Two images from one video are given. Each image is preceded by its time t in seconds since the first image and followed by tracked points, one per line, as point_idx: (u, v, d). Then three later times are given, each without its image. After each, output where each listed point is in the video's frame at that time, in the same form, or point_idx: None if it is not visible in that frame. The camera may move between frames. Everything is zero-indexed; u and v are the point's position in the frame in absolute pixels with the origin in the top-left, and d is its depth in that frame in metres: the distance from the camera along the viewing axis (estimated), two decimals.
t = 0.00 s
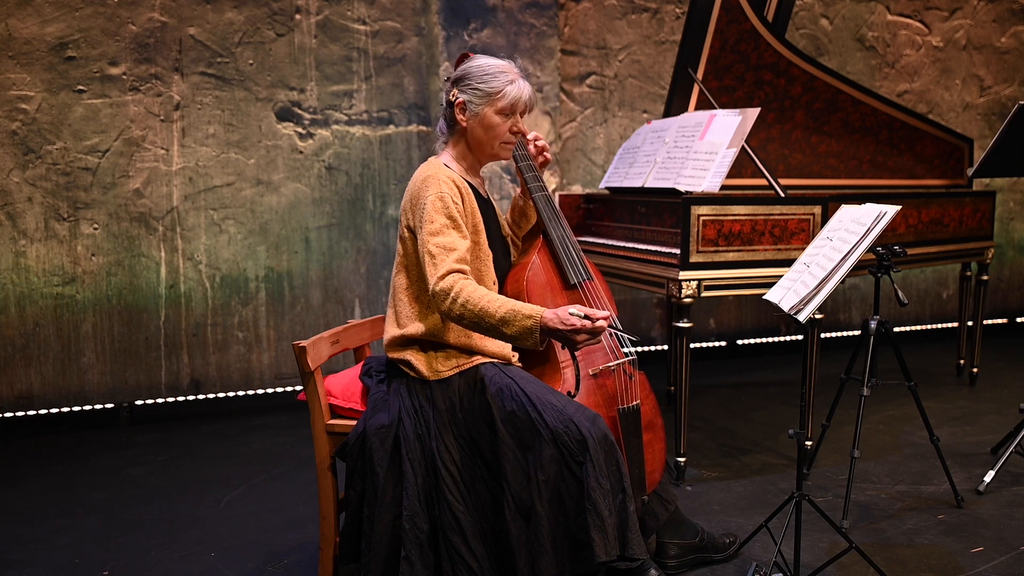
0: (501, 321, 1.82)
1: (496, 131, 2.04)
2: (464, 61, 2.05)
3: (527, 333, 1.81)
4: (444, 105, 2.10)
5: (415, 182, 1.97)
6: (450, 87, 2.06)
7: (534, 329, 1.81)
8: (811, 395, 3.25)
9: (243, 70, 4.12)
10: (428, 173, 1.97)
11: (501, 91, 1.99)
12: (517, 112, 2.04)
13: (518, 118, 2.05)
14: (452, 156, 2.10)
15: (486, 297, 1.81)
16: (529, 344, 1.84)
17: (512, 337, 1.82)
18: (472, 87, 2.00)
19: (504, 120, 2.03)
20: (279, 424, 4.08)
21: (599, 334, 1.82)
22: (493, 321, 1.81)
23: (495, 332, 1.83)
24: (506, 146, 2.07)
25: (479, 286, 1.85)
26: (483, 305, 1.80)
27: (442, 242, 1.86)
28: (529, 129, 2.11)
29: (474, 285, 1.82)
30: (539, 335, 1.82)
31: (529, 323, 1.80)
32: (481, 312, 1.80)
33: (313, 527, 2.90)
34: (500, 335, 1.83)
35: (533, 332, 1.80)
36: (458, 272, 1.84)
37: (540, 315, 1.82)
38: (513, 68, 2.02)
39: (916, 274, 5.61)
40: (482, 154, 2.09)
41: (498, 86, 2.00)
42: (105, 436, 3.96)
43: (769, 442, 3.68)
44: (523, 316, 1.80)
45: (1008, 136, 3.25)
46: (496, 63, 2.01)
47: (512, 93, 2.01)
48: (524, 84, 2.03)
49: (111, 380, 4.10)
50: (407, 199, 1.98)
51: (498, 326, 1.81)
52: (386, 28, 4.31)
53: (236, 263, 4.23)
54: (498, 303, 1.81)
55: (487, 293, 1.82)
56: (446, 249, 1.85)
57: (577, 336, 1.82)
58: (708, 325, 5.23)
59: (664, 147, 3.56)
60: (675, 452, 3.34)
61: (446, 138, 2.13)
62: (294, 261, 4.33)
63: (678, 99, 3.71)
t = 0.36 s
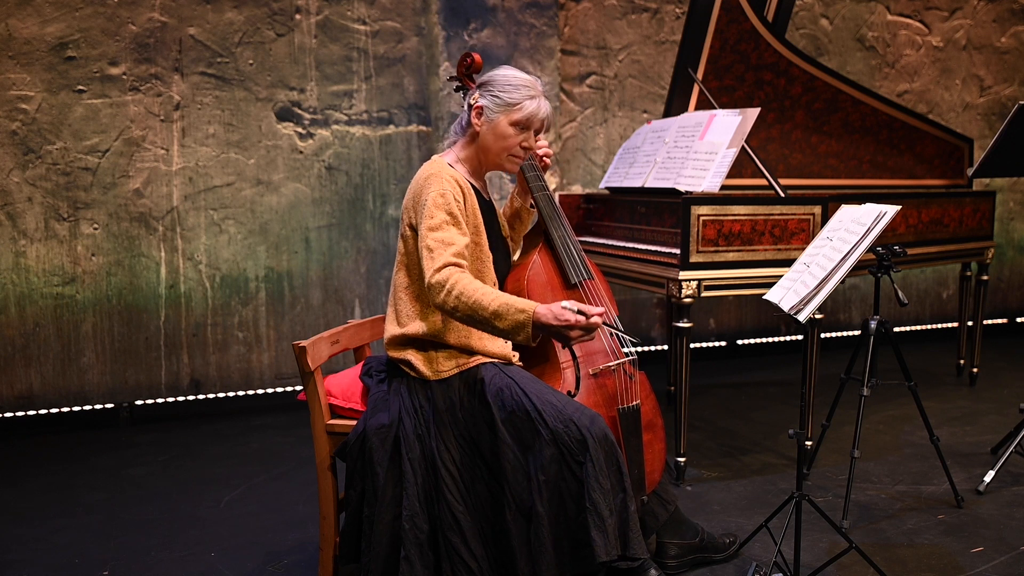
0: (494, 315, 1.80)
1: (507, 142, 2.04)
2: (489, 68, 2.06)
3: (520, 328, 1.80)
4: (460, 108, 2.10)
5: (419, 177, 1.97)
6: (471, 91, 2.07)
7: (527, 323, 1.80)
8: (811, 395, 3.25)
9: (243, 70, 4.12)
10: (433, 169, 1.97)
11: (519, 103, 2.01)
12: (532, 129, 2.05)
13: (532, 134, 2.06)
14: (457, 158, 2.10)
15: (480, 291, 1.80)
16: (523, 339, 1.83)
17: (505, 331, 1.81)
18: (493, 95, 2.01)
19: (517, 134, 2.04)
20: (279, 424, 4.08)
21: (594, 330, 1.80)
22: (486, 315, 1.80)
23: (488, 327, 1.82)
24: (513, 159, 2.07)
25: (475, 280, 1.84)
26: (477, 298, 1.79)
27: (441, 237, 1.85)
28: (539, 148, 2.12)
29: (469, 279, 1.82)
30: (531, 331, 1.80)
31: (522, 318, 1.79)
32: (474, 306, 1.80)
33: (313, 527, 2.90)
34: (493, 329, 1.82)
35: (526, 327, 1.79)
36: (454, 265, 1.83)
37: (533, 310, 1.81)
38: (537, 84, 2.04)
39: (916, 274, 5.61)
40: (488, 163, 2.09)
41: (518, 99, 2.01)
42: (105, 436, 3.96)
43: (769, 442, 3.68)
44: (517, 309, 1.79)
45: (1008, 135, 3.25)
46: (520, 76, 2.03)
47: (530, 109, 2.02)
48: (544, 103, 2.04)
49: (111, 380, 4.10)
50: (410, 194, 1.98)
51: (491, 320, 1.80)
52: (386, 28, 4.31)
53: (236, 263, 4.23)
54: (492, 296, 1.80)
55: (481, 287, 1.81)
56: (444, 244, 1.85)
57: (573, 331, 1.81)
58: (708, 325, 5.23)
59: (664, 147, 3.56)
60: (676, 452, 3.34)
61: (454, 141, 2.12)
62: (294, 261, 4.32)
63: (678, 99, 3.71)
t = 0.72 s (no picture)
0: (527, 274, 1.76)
1: (524, 151, 2.04)
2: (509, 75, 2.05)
3: (555, 281, 1.75)
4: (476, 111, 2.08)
5: (433, 172, 1.96)
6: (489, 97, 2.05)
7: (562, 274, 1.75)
8: (811, 395, 3.25)
9: (243, 70, 4.12)
10: (448, 164, 1.95)
11: (540, 114, 2.01)
12: (549, 141, 2.05)
13: (548, 145, 2.06)
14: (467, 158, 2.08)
15: (509, 252, 1.76)
16: (559, 294, 1.77)
17: (539, 288, 1.76)
18: (514, 102, 2.00)
19: (534, 144, 2.05)
20: (279, 424, 4.08)
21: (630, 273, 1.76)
22: (518, 274, 1.75)
23: (522, 288, 1.77)
24: (529, 168, 2.07)
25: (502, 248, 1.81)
26: (508, 259, 1.75)
27: (462, 216, 1.84)
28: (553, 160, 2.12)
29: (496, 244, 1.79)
30: (568, 282, 1.75)
31: (556, 270, 1.75)
32: (506, 267, 1.75)
33: (313, 527, 2.90)
34: (527, 289, 1.77)
35: (561, 277, 1.74)
36: (480, 237, 1.81)
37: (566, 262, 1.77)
38: (558, 96, 2.04)
39: (916, 274, 5.61)
40: (500, 167, 2.08)
41: (539, 109, 2.01)
42: (105, 436, 3.96)
43: (769, 442, 3.68)
44: (550, 262, 1.75)
45: (1008, 135, 3.25)
46: (542, 86, 2.03)
47: (550, 120, 2.02)
48: (563, 114, 2.04)
49: (111, 380, 4.10)
50: (422, 185, 1.97)
51: (525, 279, 1.75)
52: (386, 28, 4.31)
53: (236, 263, 4.23)
54: (522, 255, 1.76)
55: (509, 248, 1.77)
56: (467, 221, 1.83)
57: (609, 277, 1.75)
58: (708, 325, 5.23)
59: (664, 147, 3.56)
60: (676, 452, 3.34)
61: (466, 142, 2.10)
62: (294, 261, 4.32)
63: (678, 99, 3.71)
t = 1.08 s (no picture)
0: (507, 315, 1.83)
1: (526, 133, 2.04)
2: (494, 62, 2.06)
3: (535, 327, 1.83)
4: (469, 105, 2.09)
5: (436, 173, 1.96)
6: (478, 88, 2.06)
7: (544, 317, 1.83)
8: (812, 395, 3.25)
9: (243, 70, 4.12)
10: (451, 163, 1.95)
11: (534, 93, 2.01)
12: (547, 117, 2.05)
13: (548, 123, 2.06)
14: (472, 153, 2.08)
15: (493, 290, 1.81)
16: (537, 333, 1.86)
17: (519, 328, 1.84)
18: (506, 87, 2.01)
19: (534, 123, 2.04)
20: (280, 424, 4.08)
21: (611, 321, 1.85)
22: (498, 315, 1.82)
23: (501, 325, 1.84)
24: (533, 149, 2.07)
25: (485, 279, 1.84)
26: (492, 297, 1.81)
27: (457, 236, 1.85)
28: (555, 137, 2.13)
29: (483, 278, 1.83)
30: (548, 326, 1.84)
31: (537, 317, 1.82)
32: (486, 308, 1.81)
33: (313, 527, 2.90)
34: (507, 328, 1.84)
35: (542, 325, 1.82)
36: (466, 267, 1.83)
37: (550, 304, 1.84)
38: (546, 71, 2.05)
39: (916, 274, 5.61)
40: (506, 155, 2.09)
41: (531, 89, 2.02)
42: (105, 436, 3.96)
43: (769, 442, 3.68)
44: (534, 305, 1.82)
45: (1008, 135, 3.25)
46: (529, 65, 2.03)
47: (545, 97, 2.03)
48: (557, 89, 2.05)
49: (111, 380, 4.10)
50: (426, 192, 1.97)
51: (507, 318, 1.83)
52: (386, 28, 4.31)
53: (236, 263, 4.23)
54: (507, 294, 1.82)
55: (495, 285, 1.82)
56: (456, 246, 1.84)
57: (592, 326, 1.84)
58: (708, 325, 5.23)
59: (664, 147, 3.56)
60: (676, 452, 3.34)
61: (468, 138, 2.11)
62: (294, 261, 4.33)
63: (678, 99, 3.71)
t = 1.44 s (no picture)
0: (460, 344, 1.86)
1: (521, 136, 2.05)
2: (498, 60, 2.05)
3: (481, 363, 1.85)
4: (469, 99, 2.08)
5: (430, 170, 1.96)
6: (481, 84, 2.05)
7: (487, 359, 1.84)
8: (812, 395, 3.25)
9: (243, 70, 4.12)
10: (443, 164, 1.96)
11: (534, 98, 2.01)
12: (544, 123, 2.06)
13: (544, 128, 2.07)
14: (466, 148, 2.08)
15: (448, 319, 1.84)
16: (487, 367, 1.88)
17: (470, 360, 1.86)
18: (507, 88, 2.01)
19: (531, 128, 2.05)
20: (280, 424, 4.08)
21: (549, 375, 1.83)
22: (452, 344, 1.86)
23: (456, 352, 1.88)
24: (526, 153, 2.08)
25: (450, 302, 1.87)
26: (447, 328, 1.84)
27: (431, 254, 1.88)
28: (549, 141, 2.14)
29: (446, 303, 1.86)
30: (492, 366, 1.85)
31: (483, 355, 1.84)
32: (441, 334, 1.85)
33: (313, 527, 2.90)
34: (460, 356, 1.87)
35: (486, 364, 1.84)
36: (433, 289, 1.87)
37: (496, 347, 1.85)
38: (549, 75, 2.05)
39: (916, 274, 5.61)
40: (499, 155, 2.09)
41: (532, 92, 2.02)
42: (105, 436, 3.96)
43: (769, 442, 3.68)
44: (481, 345, 1.83)
45: (1008, 135, 3.25)
46: (533, 68, 2.03)
47: (544, 102, 2.03)
48: (558, 96, 2.05)
49: (111, 380, 4.10)
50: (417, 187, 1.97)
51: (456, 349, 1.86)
52: (386, 28, 4.31)
53: (236, 263, 4.22)
54: (461, 328, 1.84)
55: (454, 314, 1.85)
56: (430, 263, 1.88)
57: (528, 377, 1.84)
58: (708, 325, 5.23)
59: (664, 147, 3.56)
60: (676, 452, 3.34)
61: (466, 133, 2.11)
62: (294, 261, 4.32)
63: (678, 99, 3.71)
